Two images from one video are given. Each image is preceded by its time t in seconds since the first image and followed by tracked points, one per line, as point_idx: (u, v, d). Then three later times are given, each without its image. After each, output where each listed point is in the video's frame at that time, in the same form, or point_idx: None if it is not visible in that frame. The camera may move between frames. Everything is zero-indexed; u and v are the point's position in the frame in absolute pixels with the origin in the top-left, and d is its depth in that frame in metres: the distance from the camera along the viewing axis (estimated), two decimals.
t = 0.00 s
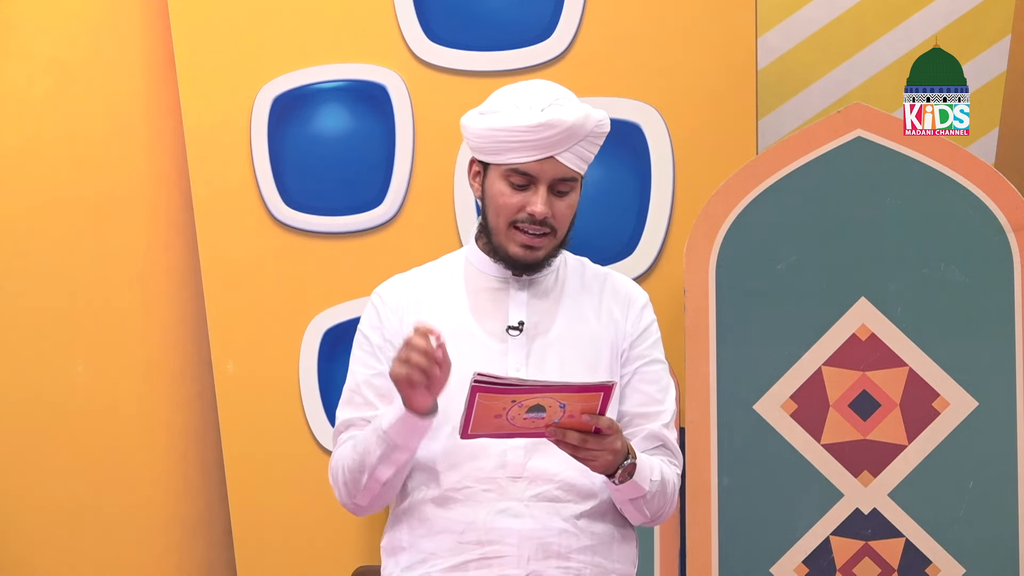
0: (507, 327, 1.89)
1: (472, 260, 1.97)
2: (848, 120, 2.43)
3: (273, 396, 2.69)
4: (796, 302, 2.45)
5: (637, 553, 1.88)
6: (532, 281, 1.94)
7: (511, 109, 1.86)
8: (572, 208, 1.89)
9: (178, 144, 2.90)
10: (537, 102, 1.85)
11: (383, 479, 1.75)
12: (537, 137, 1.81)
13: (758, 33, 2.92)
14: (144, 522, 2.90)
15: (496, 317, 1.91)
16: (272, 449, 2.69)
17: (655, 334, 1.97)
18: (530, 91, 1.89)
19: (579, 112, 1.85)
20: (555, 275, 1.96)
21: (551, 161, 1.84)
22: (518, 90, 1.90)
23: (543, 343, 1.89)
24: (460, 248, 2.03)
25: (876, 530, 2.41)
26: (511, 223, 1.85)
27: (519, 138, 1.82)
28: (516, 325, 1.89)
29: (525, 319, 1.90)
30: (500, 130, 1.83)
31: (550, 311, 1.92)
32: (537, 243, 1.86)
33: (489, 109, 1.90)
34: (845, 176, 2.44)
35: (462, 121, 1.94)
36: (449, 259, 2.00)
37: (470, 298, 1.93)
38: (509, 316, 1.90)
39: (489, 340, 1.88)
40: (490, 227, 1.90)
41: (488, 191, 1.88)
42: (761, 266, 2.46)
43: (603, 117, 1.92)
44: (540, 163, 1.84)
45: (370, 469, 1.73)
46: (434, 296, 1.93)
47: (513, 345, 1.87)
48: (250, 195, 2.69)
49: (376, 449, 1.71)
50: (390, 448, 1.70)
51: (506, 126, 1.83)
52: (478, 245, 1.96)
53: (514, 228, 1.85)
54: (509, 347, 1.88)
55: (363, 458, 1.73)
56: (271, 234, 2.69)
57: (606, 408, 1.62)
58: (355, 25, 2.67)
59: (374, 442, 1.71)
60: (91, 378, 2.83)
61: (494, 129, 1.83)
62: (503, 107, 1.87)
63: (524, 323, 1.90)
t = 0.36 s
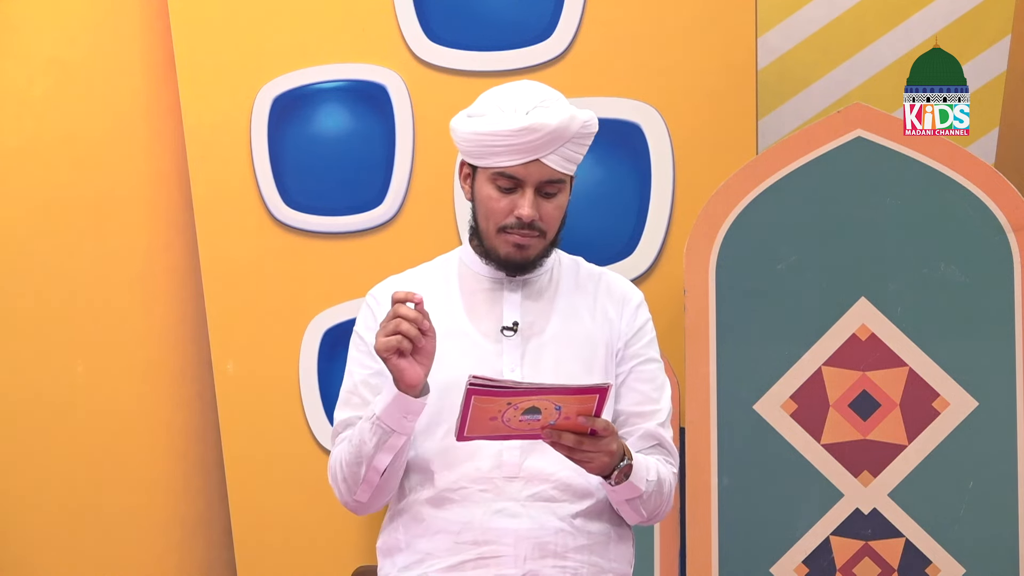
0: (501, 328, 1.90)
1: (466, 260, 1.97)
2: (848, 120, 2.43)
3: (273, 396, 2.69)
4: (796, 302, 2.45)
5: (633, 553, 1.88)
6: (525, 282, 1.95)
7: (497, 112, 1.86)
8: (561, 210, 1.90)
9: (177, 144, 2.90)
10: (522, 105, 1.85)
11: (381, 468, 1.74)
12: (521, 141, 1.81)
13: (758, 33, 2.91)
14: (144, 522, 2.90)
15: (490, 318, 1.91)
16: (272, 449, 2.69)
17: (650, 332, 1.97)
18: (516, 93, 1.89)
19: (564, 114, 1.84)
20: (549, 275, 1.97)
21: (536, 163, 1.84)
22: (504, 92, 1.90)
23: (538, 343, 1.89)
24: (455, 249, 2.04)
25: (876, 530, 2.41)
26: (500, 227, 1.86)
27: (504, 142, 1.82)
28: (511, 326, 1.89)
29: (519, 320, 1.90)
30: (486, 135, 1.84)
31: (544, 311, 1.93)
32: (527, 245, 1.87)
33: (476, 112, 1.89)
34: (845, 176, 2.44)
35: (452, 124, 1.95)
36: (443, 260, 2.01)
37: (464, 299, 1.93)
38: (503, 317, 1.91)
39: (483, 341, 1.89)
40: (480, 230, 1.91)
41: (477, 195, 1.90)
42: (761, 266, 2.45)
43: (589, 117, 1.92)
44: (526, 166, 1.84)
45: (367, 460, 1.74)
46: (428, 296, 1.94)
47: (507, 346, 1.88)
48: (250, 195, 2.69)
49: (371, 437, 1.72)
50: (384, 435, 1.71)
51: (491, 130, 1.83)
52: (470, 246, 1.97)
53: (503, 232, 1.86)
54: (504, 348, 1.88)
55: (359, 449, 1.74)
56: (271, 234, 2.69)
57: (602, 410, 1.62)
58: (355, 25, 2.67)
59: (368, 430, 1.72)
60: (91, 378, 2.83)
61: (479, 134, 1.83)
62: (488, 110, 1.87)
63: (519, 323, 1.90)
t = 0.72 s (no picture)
0: (496, 328, 1.89)
1: (461, 262, 1.98)
2: (848, 120, 2.44)
3: (273, 397, 2.69)
4: (796, 302, 2.45)
5: (629, 553, 1.87)
6: (519, 281, 1.95)
7: (480, 110, 1.87)
8: (546, 208, 1.89)
9: (177, 144, 2.90)
10: (504, 103, 1.85)
11: (381, 477, 1.75)
12: (500, 139, 1.81)
13: (758, 33, 2.91)
14: (144, 522, 2.89)
15: (484, 319, 1.91)
16: (273, 449, 2.69)
17: (645, 332, 1.97)
18: (499, 91, 1.89)
19: (544, 112, 1.84)
20: (543, 275, 1.97)
21: (518, 161, 1.85)
22: (490, 90, 1.90)
23: (532, 343, 1.89)
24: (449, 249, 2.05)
25: (876, 530, 2.42)
26: (484, 226, 1.87)
27: (484, 140, 1.83)
28: (505, 326, 1.89)
29: (513, 320, 1.90)
30: (468, 134, 1.84)
31: (539, 312, 1.93)
32: (512, 244, 1.87)
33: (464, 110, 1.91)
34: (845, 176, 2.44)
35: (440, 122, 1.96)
36: (438, 261, 2.01)
37: (459, 301, 1.93)
38: (498, 317, 1.91)
39: (478, 341, 1.88)
40: (466, 229, 1.92)
41: (462, 193, 1.91)
42: (761, 266, 2.45)
43: (575, 115, 1.91)
44: (507, 164, 1.85)
45: (367, 468, 1.74)
46: (423, 298, 1.95)
47: (502, 346, 1.87)
48: (250, 195, 2.69)
49: (371, 447, 1.72)
50: (385, 445, 1.71)
51: (473, 129, 1.83)
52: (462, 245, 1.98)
53: (487, 231, 1.87)
54: (498, 348, 1.88)
55: (359, 457, 1.74)
56: (271, 234, 2.69)
57: (597, 412, 1.62)
58: (355, 25, 2.67)
59: (368, 440, 1.72)
60: (90, 378, 2.83)
61: (460, 133, 1.84)
62: (472, 109, 1.88)
63: (514, 324, 1.90)
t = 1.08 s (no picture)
0: (491, 326, 1.89)
1: (457, 259, 1.99)
2: (848, 120, 2.44)
3: (273, 397, 2.69)
4: (796, 302, 2.45)
5: (626, 552, 1.88)
6: (515, 280, 1.95)
7: (468, 104, 1.88)
8: (536, 202, 1.90)
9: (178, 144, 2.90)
10: (490, 97, 1.86)
11: (368, 453, 1.73)
12: (487, 132, 1.82)
13: (758, 33, 2.91)
14: (144, 523, 2.89)
15: (480, 316, 1.91)
16: (272, 449, 2.69)
17: (642, 332, 1.97)
18: (484, 88, 1.90)
19: (528, 104, 1.85)
20: (541, 273, 1.97)
21: (505, 154, 1.85)
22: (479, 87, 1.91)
23: (528, 342, 1.89)
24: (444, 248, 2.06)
25: (876, 530, 2.41)
26: (473, 220, 1.87)
27: (471, 133, 1.83)
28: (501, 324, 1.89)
29: (509, 318, 1.90)
30: (453, 128, 1.85)
31: (535, 309, 1.93)
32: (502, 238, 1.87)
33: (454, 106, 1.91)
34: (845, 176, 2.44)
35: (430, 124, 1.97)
36: (433, 259, 2.02)
37: (454, 298, 1.94)
38: (493, 315, 1.91)
39: (473, 339, 1.88)
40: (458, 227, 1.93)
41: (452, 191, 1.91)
42: (761, 266, 2.45)
43: (562, 109, 1.91)
44: (495, 158, 1.85)
45: (355, 445, 1.73)
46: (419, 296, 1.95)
47: (498, 344, 1.87)
48: (250, 195, 2.69)
49: (362, 421, 1.71)
50: (376, 419, 1.71)
51: (458, 122, 1.84)
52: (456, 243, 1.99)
53: (477, 225, 1.87)
54: (494, 346, 1.87)
55: (348, 434, 1.73)
56: (271, 234, 2.69)
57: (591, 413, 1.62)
58: (355, 25, 2.67)
59: (360, 414, 1.71)
60: (90, 378, 2.83)
61: (448, 127, 1.85)
62: (460, 104, 1.89)
63: (509, 321, 1.90)
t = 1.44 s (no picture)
0: (482, 327, 1.89)
1: (447, 260, 1.98)
2: (849, 121, 2.44)
3: (273, 397, 2.69)
4: (796, 302, 2.45)
5: (620, 551, 1.88)
6: (505, 279, 1.96)
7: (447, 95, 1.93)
8: (518, 185, 1.89)
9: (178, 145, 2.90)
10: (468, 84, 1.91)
11: (350, 416, 1.72)
12: (463, 112, 1.86)
13: (758, 33, 2.91)
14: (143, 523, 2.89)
15: (471, 316, 1.91)
16: (271, 450, 2.69)
17: (634, 331, 1.96)
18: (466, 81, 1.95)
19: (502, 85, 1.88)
20: (529, 271, 1.97)
21: (483, 136, 1.87)
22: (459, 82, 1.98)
23: (519, 342, 1.89)
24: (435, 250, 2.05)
25: (876, 530, 2.42)
26: (456, 204, 1.86)
27: (449, 115, 1.87)
28: (491, 325, 1.88)
29: (499, 318, 1.90)
30: (433, 115, 1.89)
31: (525, 309, 1.93)
32: (485, 222, 1.86)
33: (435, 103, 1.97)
34: (845, 176, 2.44)
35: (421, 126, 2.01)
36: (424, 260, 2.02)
37: (445, 297, 1.93)
38: (484, 315, 1.90)
39: (465, 340, 1.88)
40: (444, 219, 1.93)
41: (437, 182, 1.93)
42: (761, 266, 2.45)
43: (541, 93, 1.93)
44: (473, 140, 1.87)
45: (340, 409, 1.72)
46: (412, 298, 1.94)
47: (488, 344, 1.87)
48: (249, 196, 2.69)
49: (346, 379, 1.71)
50: (361, 377, 1.71)
51: (436, 108, 1.89)
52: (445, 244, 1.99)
53: (460, 212, 1.86)
54: (485, 346, 1.87)
55: (334, 398, 1.72)
56: (271, 234, 2.69)
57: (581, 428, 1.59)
58: (355, 26, 2.67)
59: (345, 373, 1.71)
60: (90, 378, 2.83)
61: (427, 115, 1.90)
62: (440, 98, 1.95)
63: (499, 322, 1.90)
